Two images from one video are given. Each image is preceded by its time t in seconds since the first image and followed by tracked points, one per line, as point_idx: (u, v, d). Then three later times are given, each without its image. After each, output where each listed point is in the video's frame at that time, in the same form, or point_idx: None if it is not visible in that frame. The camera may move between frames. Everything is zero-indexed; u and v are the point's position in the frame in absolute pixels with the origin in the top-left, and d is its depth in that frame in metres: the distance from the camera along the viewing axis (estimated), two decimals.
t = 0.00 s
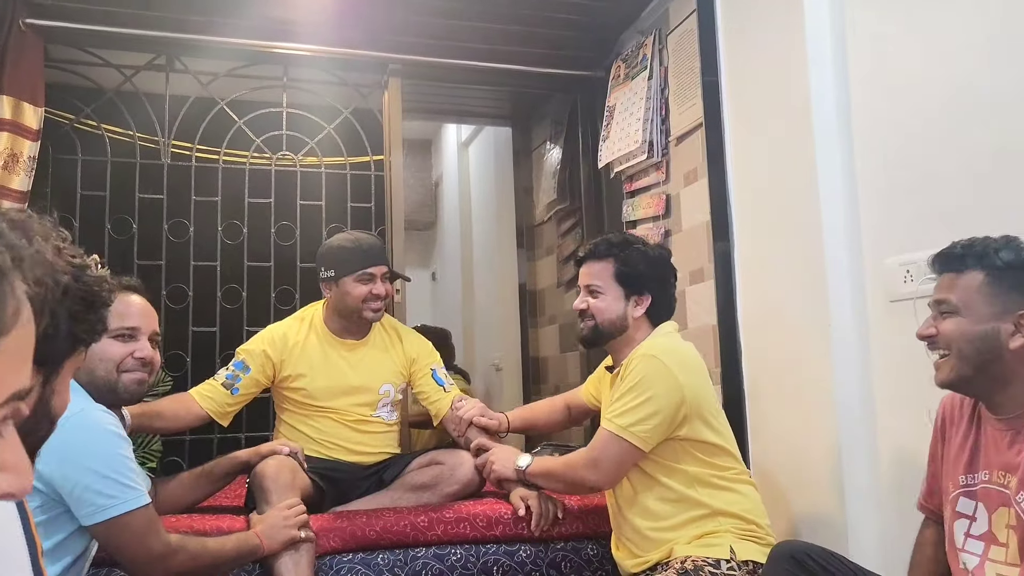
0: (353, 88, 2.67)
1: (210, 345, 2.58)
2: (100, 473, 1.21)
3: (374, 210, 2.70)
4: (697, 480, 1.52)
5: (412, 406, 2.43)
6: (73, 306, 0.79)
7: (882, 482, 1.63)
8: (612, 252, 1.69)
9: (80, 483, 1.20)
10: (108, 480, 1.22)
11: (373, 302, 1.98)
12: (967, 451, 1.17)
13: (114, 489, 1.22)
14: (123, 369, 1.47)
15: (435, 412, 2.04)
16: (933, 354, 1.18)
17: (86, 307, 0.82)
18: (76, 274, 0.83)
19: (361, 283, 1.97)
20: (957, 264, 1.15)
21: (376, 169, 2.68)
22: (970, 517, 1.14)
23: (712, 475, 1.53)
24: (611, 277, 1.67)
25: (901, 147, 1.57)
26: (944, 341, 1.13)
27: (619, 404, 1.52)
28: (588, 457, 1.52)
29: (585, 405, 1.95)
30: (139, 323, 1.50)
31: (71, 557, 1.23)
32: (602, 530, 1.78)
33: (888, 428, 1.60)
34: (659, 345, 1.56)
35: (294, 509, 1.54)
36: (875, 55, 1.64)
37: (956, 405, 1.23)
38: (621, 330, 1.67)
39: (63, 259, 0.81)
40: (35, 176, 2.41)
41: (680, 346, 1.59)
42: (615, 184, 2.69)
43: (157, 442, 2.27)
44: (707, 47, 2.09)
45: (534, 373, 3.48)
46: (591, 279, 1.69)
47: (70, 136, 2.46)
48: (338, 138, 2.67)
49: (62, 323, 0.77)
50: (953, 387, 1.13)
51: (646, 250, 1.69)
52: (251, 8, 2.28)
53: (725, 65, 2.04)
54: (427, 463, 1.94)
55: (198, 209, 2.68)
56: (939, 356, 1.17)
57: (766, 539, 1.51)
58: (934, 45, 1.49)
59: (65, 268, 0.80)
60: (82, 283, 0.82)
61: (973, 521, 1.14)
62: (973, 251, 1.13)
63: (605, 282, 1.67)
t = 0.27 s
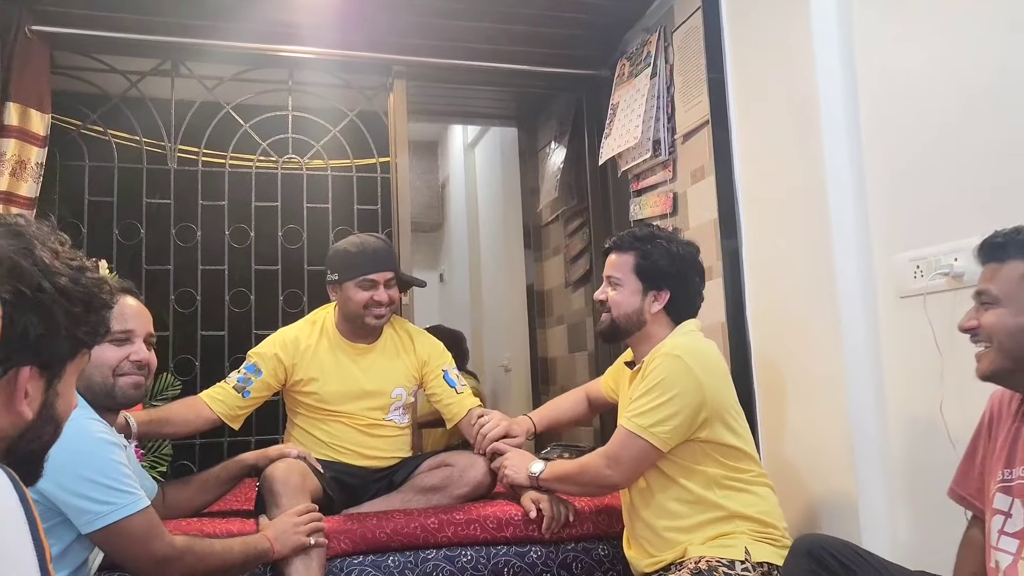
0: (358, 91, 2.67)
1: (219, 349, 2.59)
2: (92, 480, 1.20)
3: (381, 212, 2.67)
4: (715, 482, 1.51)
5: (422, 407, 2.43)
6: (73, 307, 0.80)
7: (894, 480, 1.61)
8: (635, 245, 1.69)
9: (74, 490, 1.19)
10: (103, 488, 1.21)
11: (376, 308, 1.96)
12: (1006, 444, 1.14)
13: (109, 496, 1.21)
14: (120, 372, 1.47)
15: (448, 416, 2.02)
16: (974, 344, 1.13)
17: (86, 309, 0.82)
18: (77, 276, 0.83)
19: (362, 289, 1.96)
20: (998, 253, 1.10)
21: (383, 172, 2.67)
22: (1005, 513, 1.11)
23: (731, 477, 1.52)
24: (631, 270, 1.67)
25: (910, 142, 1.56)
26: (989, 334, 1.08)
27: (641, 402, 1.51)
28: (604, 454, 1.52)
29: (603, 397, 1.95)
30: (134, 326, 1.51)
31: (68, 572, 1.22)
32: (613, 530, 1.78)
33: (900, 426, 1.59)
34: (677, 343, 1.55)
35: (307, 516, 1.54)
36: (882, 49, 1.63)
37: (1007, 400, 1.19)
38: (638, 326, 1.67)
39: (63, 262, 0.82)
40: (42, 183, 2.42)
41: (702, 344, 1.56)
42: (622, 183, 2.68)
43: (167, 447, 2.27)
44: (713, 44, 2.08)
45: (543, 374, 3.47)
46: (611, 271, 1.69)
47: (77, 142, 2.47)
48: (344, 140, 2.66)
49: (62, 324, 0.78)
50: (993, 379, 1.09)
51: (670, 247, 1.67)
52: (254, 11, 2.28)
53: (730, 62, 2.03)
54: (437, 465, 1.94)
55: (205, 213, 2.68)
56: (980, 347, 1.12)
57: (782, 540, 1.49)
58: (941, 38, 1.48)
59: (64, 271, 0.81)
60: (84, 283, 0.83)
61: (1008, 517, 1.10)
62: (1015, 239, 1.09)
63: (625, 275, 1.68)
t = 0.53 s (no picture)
0: (367, 92, 2.67)
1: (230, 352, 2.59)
2: (108, 486, 1.20)
3: (391, 212, 2.69)
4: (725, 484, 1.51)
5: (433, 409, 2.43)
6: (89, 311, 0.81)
7: (911, 479, 1.60)
8: (626, 248, 1.68)
9: (92, 498, 1.19)
10: (121, 495, 1.21)
11: (376, 313, 1.95)
12: None
13: (127, 504, 1.21)
14: (142, 376, 1.47)
15: (458, 419, 2.01)
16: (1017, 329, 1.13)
17: (102, 312, 0.83)
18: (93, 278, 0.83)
19: (362, 295, 1.95)
20: None
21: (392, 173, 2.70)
22: None
23: (741, 479, 1.51)
24: (621, 273, 1.66)
25: (923, 136, 1.55)
26: None
27: (648, 406, 1.50)
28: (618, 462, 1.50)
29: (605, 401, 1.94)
30: (152, 330, 1.51)
31: None
32: (626, 530, 1.77)
33: (917, 423, 1.58)
34: (676, 342, 1.54)
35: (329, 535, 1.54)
36: (894, 44, 1.62)
37: None
38: (632, 328, 1.66)
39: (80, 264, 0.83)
40: (54, 187, 2.43)
41: (703, 342, 1.56)
42: (631, 182, 2.67)
43: (180, 450, 2.28)
44: (722, 41, 2.07)
45: (554, 373, 3.47)
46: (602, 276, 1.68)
47: (88, 146, 2.48)
48: (354, 143, 2.68)
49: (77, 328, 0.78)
50: None
51: (660, 248, 1.66)
52: (263, 13, 2.28)
53: (741, 59, 2.03)
54: (450, 466, 1.94)
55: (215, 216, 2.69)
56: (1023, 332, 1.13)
57: (797, 538, 1.49)
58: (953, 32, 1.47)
59: (75, 275, 0.80)
60: (100, 286, 0.83)
61: None
62: None
63: (616, 279, 1.67)
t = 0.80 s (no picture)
0: (377, 90, 2.67)
1: (243, 350, 2.60)
2: (146, 489, 1.21)
3: (402, 210, 2.69)
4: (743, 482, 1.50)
5: (445, 406, 2.43)
6: (99, 305, 0.80)
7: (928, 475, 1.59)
8: (656, 241, 1.67)
9: (126, 499, 1.19)
10: (154, 497, 1.21)
11: (385, 310, 1.95)
12: None
13: (160, 506, 1.22)
14: (182, 380, 1.47)
15: (474, 415, 2.02)
16: None
17: (114, 306, 0.82)
18: (102, 273, 0.83)
19: (370, 293, 1.96)
20: None
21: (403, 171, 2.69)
22: None
23: (760, 477, 1.50)
24: (653, 268, 1.65)
25: (939, 130, 1.54)
26: None
27: (665, 403, 1.50)
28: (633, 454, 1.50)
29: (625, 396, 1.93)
30: (195, 334, 1.51)
31: None
32: (641, 527, 1.77)
33: (932, 421, 1.58)
34: (698, 341, 1.53)
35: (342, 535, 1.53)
36: (908, 37, 1.61)
37: None
38: (659, 323, 1.65)
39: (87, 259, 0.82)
40: (68, 187, 2.44)
41: (725, 340, 1.55)
42: (642, 179, 2.66)
43: (194, 448, 2.28)
44: (735, 36, 2.06)
45: (564, 371, 3.46)
46: (633, 269, 1.67)
47: (100, 145, 2.48)
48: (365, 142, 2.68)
49: (84, 321, 0.78)
50: None
51: (691, 243, 1.65)
52: (274, 12, 2.28)
53: (754, 55, 2.02)
54: (463, 463, 1.94)
55: (227, 214, 2.69)
56: None
57: (813, 537, 1.48)
58: (970, 24, 1.46)
59: (85, 269, 0.81)
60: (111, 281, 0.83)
61: None
62: None
63: (647, 273, 1.65)
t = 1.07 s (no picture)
0: (386, 87, 2.67)
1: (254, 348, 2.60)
2: (167, 488, 1.21)
3: (411, 207, 2.70)
4: (764, 483, 1.50)
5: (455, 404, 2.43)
6: (83, 295, 0.75)
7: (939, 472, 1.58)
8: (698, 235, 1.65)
9: (147, 499, 1.20)
10: (175, 496, 1.22)
11: (399, 309, 1.96)
12: None
13: (180, 506, 1.22)
14: (207, 379, 1.49)
15: (485, 412, 2.02)
16: None
17: (101, 295, 0.77)
18: (93, 263, 0.78)
19: (383, 292, 1.96)
20: None
21: (411, 168, 2.68)
22: None
23: (779, 477, 1.50)
24: (700, 261, 1.63)
25: (949, 124, 1.52)
26: None
27: (693, 405, 1.48)
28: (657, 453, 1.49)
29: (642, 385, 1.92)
30: (222, 335, 1.52)
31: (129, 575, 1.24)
32: (651, 523, 1.77)
33: (943, 423, 1.55)
34: (725, 343, 1.52)
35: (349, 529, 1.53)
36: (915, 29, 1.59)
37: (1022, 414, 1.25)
38: (697, 319, 1.63)
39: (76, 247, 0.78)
40: (79, 186, 2.45)
41: (751, 342, 1.54)
42: (651, 175, 2.66)
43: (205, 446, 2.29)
44: (744, 31, 2.05)
45: (573, 368, 3.46)
46: (680, 259, 1.65)
47: (111, 145, 2.49)
48: (374, 139, 2.68)
49: (59, 311, 0.72)
50: None
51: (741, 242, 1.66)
52: (282, 9, 2.29)
53: (764, 50, 2.01)
54: (474, 460, 1.94)
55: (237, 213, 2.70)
56: None
57: (828, 536, 1.48)
58: (981, 17, 1.44)
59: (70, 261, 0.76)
60: (98, 272, 0.78)
61: None
62: None
63: (693, 267, 1.64)
